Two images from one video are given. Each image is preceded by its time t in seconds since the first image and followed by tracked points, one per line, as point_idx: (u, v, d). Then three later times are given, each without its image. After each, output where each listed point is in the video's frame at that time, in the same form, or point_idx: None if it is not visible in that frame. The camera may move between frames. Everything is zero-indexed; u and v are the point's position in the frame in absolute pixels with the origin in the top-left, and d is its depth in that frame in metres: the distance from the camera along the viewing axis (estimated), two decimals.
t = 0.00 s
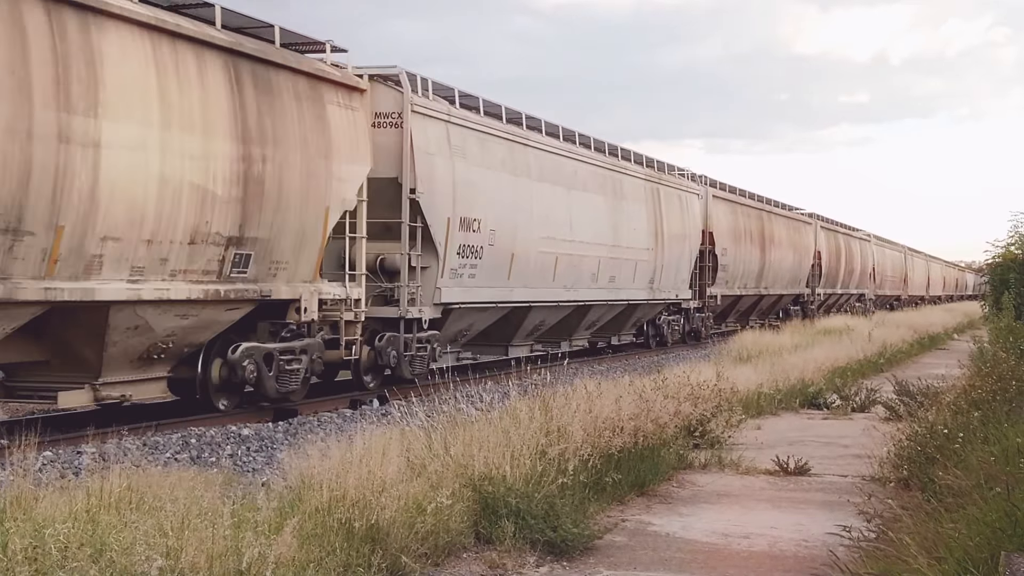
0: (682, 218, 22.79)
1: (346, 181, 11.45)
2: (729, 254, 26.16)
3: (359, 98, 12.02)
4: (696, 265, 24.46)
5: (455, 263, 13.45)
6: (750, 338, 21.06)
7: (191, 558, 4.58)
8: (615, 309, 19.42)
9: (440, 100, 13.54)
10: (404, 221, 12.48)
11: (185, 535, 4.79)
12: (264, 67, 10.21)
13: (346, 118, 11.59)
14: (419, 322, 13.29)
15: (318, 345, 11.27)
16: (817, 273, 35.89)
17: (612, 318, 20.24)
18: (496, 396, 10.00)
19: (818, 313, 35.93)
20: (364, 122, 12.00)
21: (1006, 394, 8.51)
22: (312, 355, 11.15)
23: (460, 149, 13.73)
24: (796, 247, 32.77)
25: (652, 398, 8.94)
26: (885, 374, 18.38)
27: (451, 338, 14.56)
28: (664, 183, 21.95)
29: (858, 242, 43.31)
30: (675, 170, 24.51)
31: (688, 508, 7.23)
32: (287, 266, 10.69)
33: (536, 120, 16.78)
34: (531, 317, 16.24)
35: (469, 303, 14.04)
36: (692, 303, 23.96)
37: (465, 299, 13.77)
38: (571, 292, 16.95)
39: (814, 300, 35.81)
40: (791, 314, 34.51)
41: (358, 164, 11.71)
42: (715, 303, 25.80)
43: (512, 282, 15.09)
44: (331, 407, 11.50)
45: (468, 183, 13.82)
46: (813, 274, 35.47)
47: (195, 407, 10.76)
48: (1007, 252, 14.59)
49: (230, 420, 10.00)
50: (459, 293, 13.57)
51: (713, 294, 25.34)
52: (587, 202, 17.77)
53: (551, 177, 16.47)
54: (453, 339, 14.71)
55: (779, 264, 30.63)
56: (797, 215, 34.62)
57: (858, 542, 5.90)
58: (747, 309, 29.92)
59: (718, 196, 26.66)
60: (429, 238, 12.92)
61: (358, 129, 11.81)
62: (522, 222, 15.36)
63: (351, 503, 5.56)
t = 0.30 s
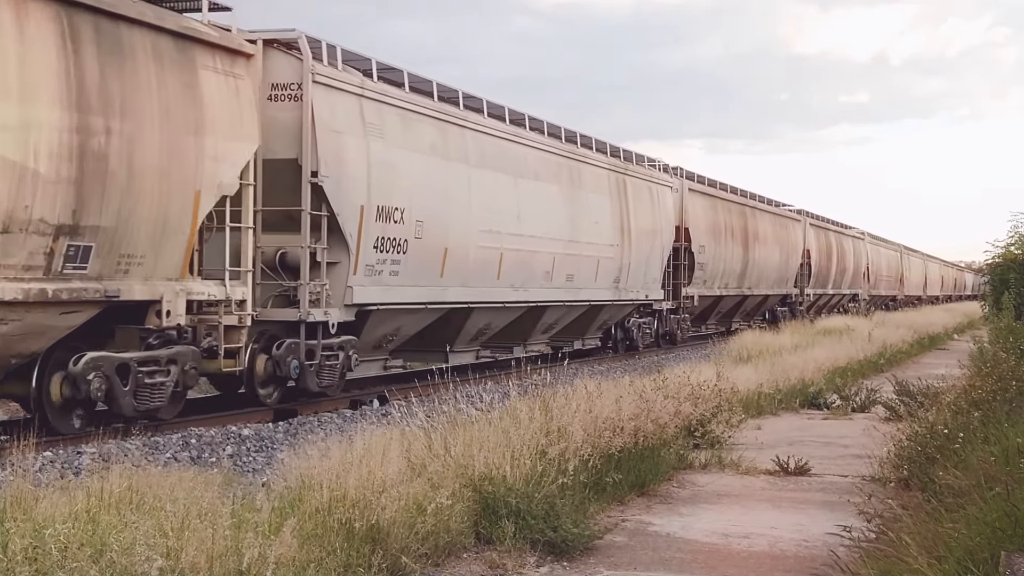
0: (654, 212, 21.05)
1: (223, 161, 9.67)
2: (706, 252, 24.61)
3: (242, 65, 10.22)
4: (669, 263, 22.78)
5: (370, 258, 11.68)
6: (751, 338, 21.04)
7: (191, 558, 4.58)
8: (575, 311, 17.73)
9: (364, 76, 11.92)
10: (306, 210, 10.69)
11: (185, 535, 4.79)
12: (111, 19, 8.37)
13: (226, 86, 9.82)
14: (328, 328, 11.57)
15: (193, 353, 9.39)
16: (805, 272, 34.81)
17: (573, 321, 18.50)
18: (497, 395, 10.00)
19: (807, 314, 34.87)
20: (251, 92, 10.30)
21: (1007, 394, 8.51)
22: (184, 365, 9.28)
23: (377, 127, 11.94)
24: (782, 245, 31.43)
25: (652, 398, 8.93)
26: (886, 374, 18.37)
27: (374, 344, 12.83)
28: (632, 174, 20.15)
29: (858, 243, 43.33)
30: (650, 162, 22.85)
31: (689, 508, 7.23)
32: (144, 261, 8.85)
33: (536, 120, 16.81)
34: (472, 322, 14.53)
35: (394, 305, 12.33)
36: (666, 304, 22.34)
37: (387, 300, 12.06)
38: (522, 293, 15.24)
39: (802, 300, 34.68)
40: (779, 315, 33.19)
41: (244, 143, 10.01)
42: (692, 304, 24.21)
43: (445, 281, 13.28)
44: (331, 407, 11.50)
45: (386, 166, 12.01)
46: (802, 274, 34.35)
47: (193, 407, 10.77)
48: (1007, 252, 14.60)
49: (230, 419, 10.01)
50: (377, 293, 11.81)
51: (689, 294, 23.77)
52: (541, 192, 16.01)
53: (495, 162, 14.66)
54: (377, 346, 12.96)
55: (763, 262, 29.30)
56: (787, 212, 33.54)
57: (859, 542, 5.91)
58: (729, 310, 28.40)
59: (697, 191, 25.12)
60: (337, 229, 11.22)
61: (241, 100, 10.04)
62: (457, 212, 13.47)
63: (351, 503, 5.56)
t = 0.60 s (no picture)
0: (618, 205, 19.46)
1: (46, 133, 8.08)
2: (677, 249, 23.02)
3: (79, 19, 8.56)
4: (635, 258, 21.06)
5: (257, 251, 10.13)
6: (750, 338, 21.04)
7: (189, 558, 4.59)
8: (525, 312, 16.19)
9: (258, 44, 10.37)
10: (168, 196, 9.12)
11: (183, 535, 4.80)
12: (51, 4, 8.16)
13: (55, 42, 8.24)
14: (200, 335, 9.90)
15: (19, 366, 7.84)
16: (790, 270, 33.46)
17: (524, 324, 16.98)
18: (496, 395, 9.99)
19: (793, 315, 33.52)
20: (91, 51, 8.67)
21: (1005, 393, 8.53)
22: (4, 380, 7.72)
23: (266, 100, 10.32)
24: (764, 242, 29.97)
25: (650, 397, 8.93)
26: (884, 374, 18.38)
27: (269, 352, 11.17)
28: (593, 162, 18.56)
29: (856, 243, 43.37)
30: (621, 152, 21.33)
31: (687, 507, 7.24)
32: None
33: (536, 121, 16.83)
34: (398, 326, 13.02)
35: (290, 306, 10.74)
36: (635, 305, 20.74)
37: (280, 300, 10.51)
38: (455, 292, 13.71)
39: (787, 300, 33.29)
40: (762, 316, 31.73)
41: (74, 112, 8.38)
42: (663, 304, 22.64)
43: (358, 277, 11.73)
44: (331, 407, 11.51)
45: (278, 144, 10.42)
46: (787, 272, 32.94)
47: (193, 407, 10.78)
48: (1005, 252, 14.64)
49: (230, 419, 10.01)
50: (266, 292, 10.26)
51: (658, 292, 22.11)
52: (480, 180, 14.45)
53: (423, 144, 13.05)
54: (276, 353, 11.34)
55: (740, 259, 27.84)
56: (770, 206, 32.11)
57: (857, 541, 5.92)
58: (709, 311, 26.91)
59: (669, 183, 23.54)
60: (211, 218, 9.66)
61: (71, 60, 8.38)
62: (371, 201, 11.91)
63: (350, 503, 5.56)
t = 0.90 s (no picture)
0: (576, 196, 17.67)
1: None
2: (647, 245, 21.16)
3: None
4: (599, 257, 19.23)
5: (102, 244, 8.39)
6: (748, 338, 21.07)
7: (191, 556, 4.61)
8: (464, 313, 14.35)
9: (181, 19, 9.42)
10: None
11: (184, 533, 4.82)
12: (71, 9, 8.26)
13: None
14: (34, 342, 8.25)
15: None
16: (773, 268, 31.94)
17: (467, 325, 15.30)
18: (496, 395, 10.01)
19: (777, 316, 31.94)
20: None
21: (1002, 392, 8.59)
22: None
23: (117, 63, 8.57)
24: (744, 239, 28.32)
25: (650, 396, 8.96)
26: (882, 373, 18.42)
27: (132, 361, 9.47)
28: (549, 149, 16.71)
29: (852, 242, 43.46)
30: (581, 139, 19.58)
31: (686, 506, 7.27)
32: None
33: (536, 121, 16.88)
34: (305, 329, 11.28)
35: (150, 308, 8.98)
36: (598, 306, 19.03)
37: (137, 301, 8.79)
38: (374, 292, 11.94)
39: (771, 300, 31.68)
40: (744, 317, 30.11)
41: None
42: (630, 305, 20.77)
43: (243, 274, 10.00)
44: (331, 406, 11.53)
45: (131, 112, 8.65)
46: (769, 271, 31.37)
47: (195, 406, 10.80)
48: (1003, 251, 14.72)
49: (230, 418, 10.03)
50: (116, 293, 8.55)
51: (625, 293, 20.25)
52: (404, 164, 12.57)
53: (327, 121, 11.22)
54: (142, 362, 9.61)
55: (719, 258, 26.13)
56: (754, 202, 30.35)
57: (855, 540, 5.95)
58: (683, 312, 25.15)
59: (640, 174, 21.75)
60: (37, 202, 7.95)
61: None
62: (258, 186, 10.11)
63: (351, 501, 5.58)
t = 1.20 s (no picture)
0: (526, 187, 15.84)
1: None
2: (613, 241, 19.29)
3: None
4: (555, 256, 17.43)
5: None
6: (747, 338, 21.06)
7: (191, 556, 4.61)
8: (384, 317, 12.63)
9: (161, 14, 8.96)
10: None
11: (184, 533, 4.82)
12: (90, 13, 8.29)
13: None
14: None
15: None
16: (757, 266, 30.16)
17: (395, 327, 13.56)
18: (496, 395, 10.01)
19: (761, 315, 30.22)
20: None
21: (1002, 392, 8.60)
22: None
23: None
24: (725, 234, 26.39)
25: (649, 396, 8.96)
26: (882, 373, 18.42)
27: None
28: (494, 134, 14.87)
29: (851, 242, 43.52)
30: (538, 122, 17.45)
31: (686, 506, 7.27)
32: None
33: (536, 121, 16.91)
34: (175, 338, 9.50)
35: None
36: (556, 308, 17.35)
37: None
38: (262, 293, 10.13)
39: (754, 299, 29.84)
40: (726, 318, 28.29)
41: None
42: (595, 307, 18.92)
43: (78, 270, 8.12)
44: (331, 406, 11.52)
45: None
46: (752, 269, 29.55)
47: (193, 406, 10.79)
48: (1002, 250, 14.76)
49: (230, 417, 10.03)
50: None
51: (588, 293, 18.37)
52: (304, 145, 10.73)
53: (201, 90, 9.33)
54: None
55: (695, 256, 24.05)
56: (736, 195, 28.34)
57: (854, 540, 5.94)
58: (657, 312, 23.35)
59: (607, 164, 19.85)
60: None
61: None
62: (100, 168, 8.26)
63: (350, 502, 5.58)
